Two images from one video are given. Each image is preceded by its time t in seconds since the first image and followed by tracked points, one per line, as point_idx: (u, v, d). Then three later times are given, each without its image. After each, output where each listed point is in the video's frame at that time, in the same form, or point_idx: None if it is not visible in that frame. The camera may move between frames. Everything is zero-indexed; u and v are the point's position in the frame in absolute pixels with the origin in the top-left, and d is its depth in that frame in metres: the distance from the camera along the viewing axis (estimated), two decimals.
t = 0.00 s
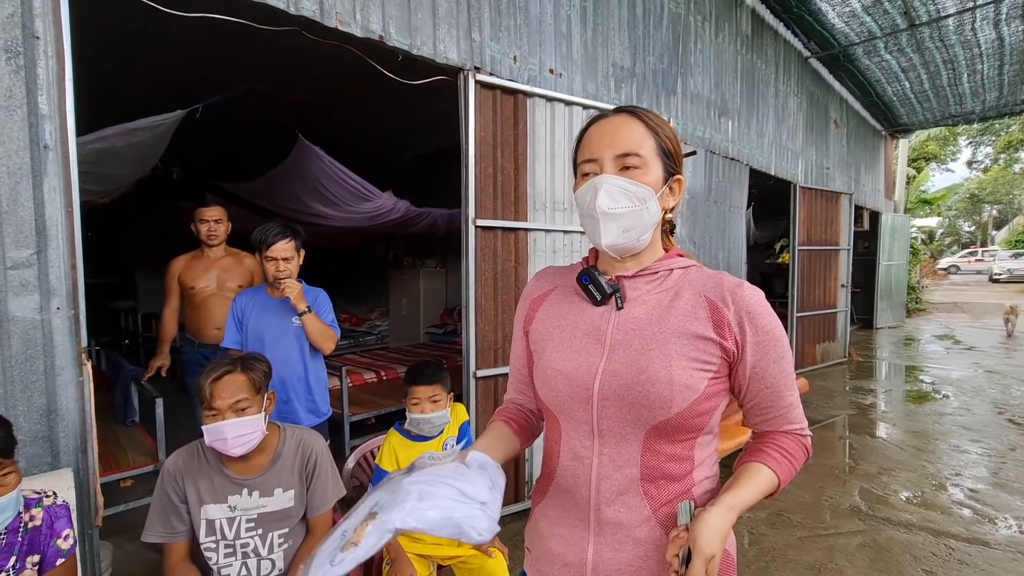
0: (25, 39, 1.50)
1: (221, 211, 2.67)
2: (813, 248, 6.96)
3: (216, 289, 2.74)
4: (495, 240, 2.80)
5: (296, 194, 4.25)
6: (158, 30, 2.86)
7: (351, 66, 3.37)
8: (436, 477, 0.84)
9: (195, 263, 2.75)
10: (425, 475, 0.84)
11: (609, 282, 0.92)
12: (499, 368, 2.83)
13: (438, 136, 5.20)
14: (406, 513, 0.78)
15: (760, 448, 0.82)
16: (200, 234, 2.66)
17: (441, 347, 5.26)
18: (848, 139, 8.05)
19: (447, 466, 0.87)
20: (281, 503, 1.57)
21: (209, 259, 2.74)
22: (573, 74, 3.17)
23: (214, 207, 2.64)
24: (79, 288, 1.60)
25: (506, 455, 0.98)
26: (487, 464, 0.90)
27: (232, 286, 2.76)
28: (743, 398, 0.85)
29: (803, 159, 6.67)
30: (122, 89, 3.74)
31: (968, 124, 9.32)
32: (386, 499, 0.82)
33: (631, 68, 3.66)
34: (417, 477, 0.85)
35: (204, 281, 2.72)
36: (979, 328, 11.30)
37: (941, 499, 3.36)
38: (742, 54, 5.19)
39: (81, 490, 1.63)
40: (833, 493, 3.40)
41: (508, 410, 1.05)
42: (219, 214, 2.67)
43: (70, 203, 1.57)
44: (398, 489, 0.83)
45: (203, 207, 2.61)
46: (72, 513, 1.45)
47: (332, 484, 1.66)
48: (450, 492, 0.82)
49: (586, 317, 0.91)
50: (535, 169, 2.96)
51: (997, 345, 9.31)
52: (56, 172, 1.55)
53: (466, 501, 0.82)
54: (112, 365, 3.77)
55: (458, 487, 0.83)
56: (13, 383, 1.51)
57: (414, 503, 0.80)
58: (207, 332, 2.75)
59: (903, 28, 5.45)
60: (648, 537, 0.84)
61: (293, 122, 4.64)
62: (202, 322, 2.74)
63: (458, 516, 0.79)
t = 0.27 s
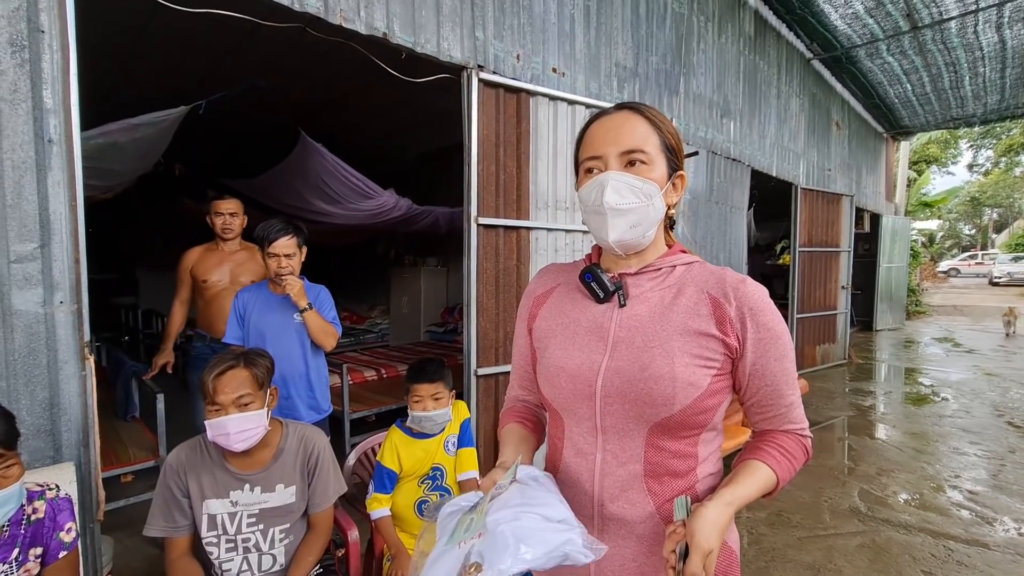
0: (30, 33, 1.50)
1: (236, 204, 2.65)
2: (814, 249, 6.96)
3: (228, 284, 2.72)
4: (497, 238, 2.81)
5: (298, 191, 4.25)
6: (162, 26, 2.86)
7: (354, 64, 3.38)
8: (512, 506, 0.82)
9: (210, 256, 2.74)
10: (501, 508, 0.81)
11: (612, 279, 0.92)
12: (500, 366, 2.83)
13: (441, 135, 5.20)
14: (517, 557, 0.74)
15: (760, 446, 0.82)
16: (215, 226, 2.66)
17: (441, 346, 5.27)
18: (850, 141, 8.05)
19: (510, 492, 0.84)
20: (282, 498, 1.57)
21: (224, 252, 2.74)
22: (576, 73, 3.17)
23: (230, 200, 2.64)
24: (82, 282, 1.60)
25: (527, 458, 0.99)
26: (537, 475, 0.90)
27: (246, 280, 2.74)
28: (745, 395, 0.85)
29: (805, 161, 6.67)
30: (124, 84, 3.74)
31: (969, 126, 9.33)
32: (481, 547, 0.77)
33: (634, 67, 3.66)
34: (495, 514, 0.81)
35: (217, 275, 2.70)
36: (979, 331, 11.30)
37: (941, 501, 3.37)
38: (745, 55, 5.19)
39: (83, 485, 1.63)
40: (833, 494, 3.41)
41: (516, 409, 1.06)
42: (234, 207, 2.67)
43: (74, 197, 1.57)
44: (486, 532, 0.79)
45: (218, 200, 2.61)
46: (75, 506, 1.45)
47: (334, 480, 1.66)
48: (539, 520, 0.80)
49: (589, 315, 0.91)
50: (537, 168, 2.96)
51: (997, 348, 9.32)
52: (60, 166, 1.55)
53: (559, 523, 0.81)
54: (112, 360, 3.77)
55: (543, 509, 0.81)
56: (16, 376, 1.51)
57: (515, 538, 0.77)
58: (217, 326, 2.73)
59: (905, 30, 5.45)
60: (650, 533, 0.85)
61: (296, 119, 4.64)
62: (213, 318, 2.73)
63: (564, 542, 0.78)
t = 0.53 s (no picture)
0: (35, 27, 1.51)
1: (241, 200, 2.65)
2: (815, 250, 6.96)
3: (233, 280, 2.72)
4: (499, 237, 2.81)
5: (300, 188, 4.25)
6: (165, 22, 2.87)
7: (357, 62, 3.38)
8: (544, 511, 0.83)
9: (215, 252, 2.74)
10: (535, 513, 0.82)
11: (614, 278, 0.92)
12: (501, 365, 2.84)
13: (442, 133, 5.20)
14: (563, 562, 0.78)
15: (760, 440, 0.82)
16: (219, 222, 2.67)
17: (442, 344, 5.27)
18: (852, 143, 8.04)
19: (538, 496, 0.85)
20: (284, 494, 1.58)
21: (230, 248, 2.75)
22: (578, 72, 3.17)
23: (235, 195, 2.63)
24: (85, 277, 1.60)
25: (534, 457, 1.00)
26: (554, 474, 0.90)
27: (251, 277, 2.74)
28: (746, 390, 0.86)
29: (806, 162, 6.67)
30: (127, 80, 3.74)
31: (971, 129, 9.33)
32: (522, 553, 0.78)
33: (636, 67, 3.66)
34: (529, 519, 0.82)
35: (222, 271, 2.71)
36: (979, 333, 11.30)
37: (940, 503, 3.37)
38: (748, 56, 5.19)
39: (84, 479, 1.63)
40: (832, 495, 3.41)
41: (518, 408, 1.06)
42: (240, 203, 2.66)
43: (77, 192, 1.58)
44: (525, 539, 0.80)
45: (223, 196, 2.61)
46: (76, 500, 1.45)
47: (335, 477, 1.66)
48: (572, 523, 0.82)
49: (591, 312, 0.91)
50: (539, 167, 2.96)
51: (997, 351, 9.32)
52: (63, 161, 1.55)
53: (590, 524, 0.83)
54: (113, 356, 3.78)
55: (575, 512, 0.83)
56: (18, 370, 1.52)
57: (555, 545, 0.79)
58: (221, 322, 2.73)
59: (908, 32, 5.45)
60: (652, 529, 0.86)
61: (298, 117, 4.65)
62: (218, 313, 2.73)
63: (599, 544, 0.80)
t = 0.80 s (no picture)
0: (41, 22, 1.51)
1: (238, 195, 2.64)
2: (818, 251, 6.95)
3: (234, 277, 2.73)
4: (502, 235, 2.81)
5: (303, 185, 4.25)
6: (170, 18, 2.87)
7: (361, 59, 3.38)
8: (555, 510, 0.82)
9: (215, 248, 2.75)
10: (545, 513, 0.82)
11: (616, 275, 0.92)
12: (503, 363, 2.84)
13: (446, 131, 5.21)
14: (576, 562, 0.76)
15: (762, 434, 0.82)
16: (217, 218, 2.67)
17: (443, 342, 5.28)
18: (855, 144, 8.03)
19: (547, 495, 0.84)
20: (286, 489, 1.58)
21: (230, 244, 2.75)
22: (582, 71, 3.17)
23: (233, 191, 2.63)
24: (89, 271, 1.61)
25: (538, 454, 1.00)
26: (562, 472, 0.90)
27: (251, 274, 2.75)
28: (749, 386, 0.86)
29: (809, 163, 6.66)
30: (132, 76, 3.75)
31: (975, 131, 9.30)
32: (535, 553, 0.78)
33: (640, 66, 3.65)
34: (540, 519, 0.82)
35: (222, 268, 2.72)
36: (981, 336, 11.28)
37: (941, 504, 3.37)
38: (752, 56, 5.19)
39: (87, 472, 1.64)
40: (833, 495, 3.41)
41: (520, 406, 1.06)
42: (237, 198, 2.66)
43: (83, 186, 1.58)
44: (536, 539, 0.79)
45: (219, 191, 2.60)
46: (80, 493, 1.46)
47: (337, 472, 1.67)
48: (582, 523, 0.81)
49: (594, 309, 0.92)
50: (542, 165, 2.96)
51: (999, 354, 9.31)
52: (69, 155, 1.56)
53: (600, 525, 0.82)
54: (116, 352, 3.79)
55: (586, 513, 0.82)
56: (23, 363, 1.52)
57: (567, 544, 0.78)
58: (223, 318, 2.73)
59: (913, 33, 5.44)
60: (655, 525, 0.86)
61: (302, 113, 4.65)
62: (219, 310, 2.73)
63: (610, 544, 0.79)
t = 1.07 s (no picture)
0: (48, 22, 1.52)
1: (232, 192, 2.66)
2: (820, 251, 6.94)
3: (231, 275, 2.74)
4: (503, 234, 2.82)
5: (305, 184, 4.27)
6: (174, 17, 2.88)
7: (364, 58, 3.40)
8: (561, 514, 0.84)
9: (211, 246, 2.77)
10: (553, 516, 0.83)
11: (617, 273, 0.93)
12: (504, 361, 2.85)
13: (448, 131, 5.22)
14: (581, 567, 0.77)
15: (758, 435, 0.83)
16: (213, 216, 2.68)
17: (445, 341, 5.29)
18: (858, 144, 8.02)
19: (555, 497, 0.86)
20: (289, 485, 1.59)
21: (228, 242, 2.77)
22: (584, 71, 3.18)
23: (227, 189, 2.65)
24: (95, 268, 1.62)
25: (538, 451, 1.00)
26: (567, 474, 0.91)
27: (247, 271, 2.77)
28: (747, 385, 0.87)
29: (812, 163, 6.66)
30: (136, 75, 3.77)
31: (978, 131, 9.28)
32: (541, 554, 0.80)
33: (642, 66, 3.66)
34: (547, 521, 0.84)
35: (219, 266, 2.73)
36: (984, 336, 11.25)
37: (942, 504, 3.37)
38: (754, 55, 5.19)
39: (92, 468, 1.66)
40: (834, 495, 3.41)
41: (518, 403, 1.07)
42: (231, 195, 2.68)
43: (88, 185, 1.60)
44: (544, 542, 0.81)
45: (213, 189, 2.62)
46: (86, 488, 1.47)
47: (339, 469, 1.68)
48: (586, 530, 0.83)
49: (594, 306, 0.92)
50: (544, 165, 2.97)
51: (1002, 354, 9.29)
52: (75, 154, 1.57)
53: (603, 532, 0.84)
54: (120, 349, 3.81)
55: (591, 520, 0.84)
56: (29, 360, 1.54)
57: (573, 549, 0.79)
58: (222, 317, 2.73)
59: (916, 32, 5.43)
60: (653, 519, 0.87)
61: (305, 113, 4.67)
62: (217, 307, 2.74)
63: (613, 552, 0.81)
